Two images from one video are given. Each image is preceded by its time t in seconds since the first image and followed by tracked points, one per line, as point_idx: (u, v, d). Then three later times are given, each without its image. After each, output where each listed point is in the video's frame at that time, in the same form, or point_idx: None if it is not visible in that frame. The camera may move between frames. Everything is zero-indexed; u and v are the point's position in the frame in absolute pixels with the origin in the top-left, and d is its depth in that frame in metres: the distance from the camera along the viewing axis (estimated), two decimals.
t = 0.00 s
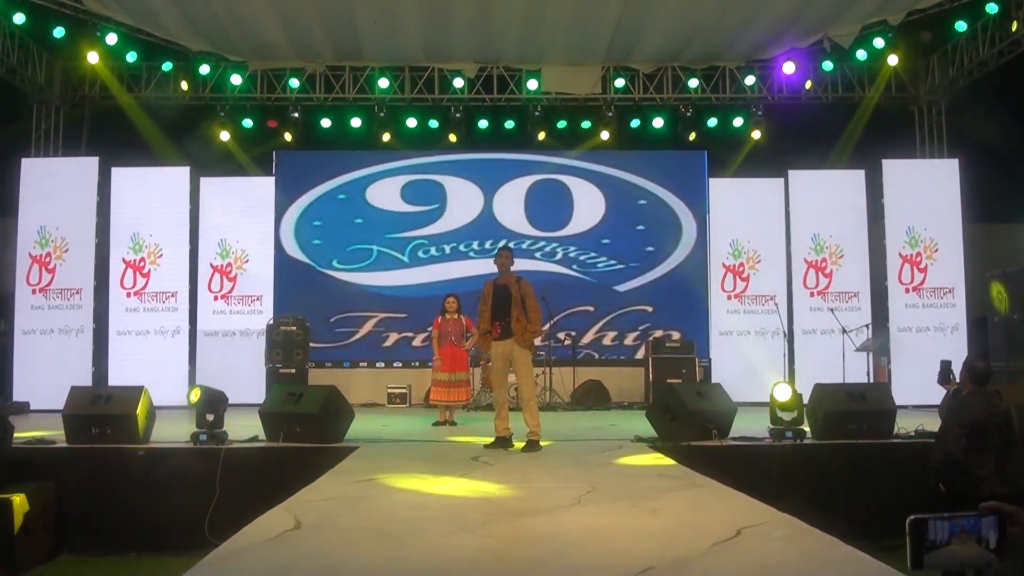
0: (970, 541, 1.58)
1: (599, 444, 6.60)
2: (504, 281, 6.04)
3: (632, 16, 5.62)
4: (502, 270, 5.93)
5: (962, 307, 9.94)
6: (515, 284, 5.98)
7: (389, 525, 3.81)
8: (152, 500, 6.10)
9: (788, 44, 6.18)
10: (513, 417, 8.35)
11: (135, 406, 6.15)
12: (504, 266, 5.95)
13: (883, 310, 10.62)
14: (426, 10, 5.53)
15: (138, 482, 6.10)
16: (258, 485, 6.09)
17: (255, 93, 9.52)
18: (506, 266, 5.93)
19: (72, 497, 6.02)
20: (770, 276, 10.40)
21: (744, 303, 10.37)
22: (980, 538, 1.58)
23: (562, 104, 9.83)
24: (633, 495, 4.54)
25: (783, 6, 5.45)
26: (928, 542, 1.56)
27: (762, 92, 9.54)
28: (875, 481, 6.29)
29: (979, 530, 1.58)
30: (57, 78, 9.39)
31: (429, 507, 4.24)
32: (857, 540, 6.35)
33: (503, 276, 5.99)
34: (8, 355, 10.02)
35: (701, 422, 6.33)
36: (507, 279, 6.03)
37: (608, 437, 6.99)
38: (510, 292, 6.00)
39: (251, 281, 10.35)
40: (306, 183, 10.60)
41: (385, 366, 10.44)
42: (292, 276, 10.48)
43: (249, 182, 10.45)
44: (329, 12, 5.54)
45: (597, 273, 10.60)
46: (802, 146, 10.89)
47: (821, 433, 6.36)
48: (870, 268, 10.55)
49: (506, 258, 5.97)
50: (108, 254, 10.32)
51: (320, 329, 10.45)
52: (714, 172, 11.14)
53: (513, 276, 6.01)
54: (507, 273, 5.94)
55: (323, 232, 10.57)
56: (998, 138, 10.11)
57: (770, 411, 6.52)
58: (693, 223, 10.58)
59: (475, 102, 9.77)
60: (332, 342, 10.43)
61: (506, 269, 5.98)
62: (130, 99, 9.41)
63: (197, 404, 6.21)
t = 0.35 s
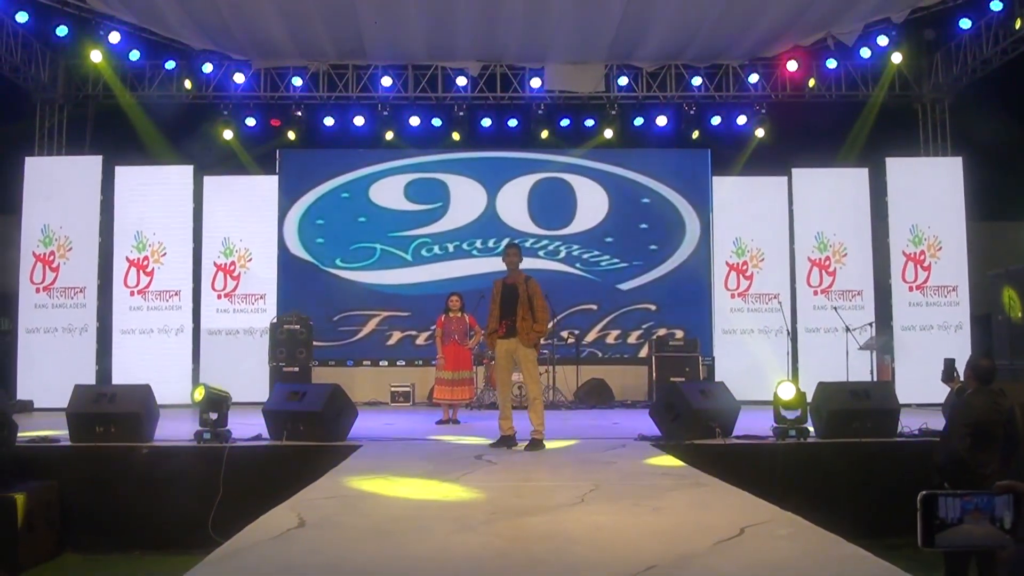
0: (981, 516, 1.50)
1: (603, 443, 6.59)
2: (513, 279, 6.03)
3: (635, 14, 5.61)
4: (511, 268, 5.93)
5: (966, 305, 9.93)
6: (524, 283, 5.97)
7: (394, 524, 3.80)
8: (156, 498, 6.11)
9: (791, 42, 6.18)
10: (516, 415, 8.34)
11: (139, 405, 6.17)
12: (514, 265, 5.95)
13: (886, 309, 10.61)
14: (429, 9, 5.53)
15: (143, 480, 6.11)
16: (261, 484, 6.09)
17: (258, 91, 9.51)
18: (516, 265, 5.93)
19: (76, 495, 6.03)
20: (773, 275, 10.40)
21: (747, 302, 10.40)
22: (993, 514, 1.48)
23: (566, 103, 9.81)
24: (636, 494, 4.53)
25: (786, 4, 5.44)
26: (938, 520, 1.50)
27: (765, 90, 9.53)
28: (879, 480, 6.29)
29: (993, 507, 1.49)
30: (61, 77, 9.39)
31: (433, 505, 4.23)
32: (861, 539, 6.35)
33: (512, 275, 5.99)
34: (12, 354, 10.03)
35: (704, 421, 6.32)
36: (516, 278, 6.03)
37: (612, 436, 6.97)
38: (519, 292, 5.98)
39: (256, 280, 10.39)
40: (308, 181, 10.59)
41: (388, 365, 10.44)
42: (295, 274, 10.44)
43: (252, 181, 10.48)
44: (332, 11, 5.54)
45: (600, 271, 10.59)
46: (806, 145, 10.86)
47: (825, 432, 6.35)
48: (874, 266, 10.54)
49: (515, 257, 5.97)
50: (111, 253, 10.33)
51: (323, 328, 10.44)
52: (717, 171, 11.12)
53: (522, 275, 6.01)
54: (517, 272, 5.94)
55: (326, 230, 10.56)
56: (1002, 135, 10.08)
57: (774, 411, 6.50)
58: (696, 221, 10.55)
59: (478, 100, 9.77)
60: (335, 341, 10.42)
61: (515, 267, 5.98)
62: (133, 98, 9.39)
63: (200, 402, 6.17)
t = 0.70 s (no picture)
0: (1017, 497, 1.53)
1: (608, 442, 6.51)
2: (513, 277, 5.94)
3: (641, 8, 5.53)
4: (512, 265, 5.84)
5: (976, 302, 9.83)
6: (525, 280, 5.89)
7: (398, 524, 3.73)
8: (156, 498, 6.05)
9: (800, 35, 6.09)
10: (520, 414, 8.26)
11: (139, 404, 6.08)
12: (515, 262, 5.86)
13: (894, 306, 10.52)
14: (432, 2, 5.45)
15: (142, 480, 6.04)
16: (262, 483, 6.03)
17: (259, 87, 9.42)
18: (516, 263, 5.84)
19: (75, 495, 5.96)
20: (780, 272, 10.30)
21: (754, 299, 10.28)
22: None
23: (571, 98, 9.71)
24: (643, 493, 4.45)
25: None
26: (973, 502, 1.55)
27: (772, 85, 9.44)
28: (890, 480, 6.20)
29: None
30: (59, 73, 9.33)
31: (437, 505, 4.16)
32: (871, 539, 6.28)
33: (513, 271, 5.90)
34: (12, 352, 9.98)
35: (710, 421, 6.24)
36: (517, 275, 5.94)
37: (617, 436, 6.89)
38: (520, 289, 5.90)
39: (257, 278, 10.31)
40: (310, 178, 10.51)
41: (391, 363, 10.37)
42: (297, 272, 10.39)
43: (253, 177, 10.40)
44: (334, 5, 5.46)
45: (605, 269, 10.50)
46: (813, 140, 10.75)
47: (833, 432, 6.25)
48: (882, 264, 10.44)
49: (515, 254, 5.87)
50: (111, 251, 10.27)
51: (325, 326, 10.38)
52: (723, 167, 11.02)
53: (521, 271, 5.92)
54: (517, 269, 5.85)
55: (329, 228, 10.49)
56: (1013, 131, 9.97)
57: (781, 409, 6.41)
58: (702, 218, 10.46)
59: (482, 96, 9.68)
60: (337, 339, 10.36)
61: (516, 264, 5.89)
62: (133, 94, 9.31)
63: (204, 400, 6.15)
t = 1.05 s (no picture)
0: None
1: (612, 443, 6.46)
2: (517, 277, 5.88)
3: (645, 5, 5.48)
4: (515, 265, 5.77)
5: (982, 302, 9.75)
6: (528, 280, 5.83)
7: (399, 524, 3.68)
8: (153, 499, 5.98)
9: (805, 34, 6.03)
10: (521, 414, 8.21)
11: (138, 405, 6.05)
12: (518, 262, 5.78)
13: (900, 306, 10.45)
14: None
15: (140, 481, 5.98)
16: (260, 483, 5.97)
17: (259, 86, 9.38)
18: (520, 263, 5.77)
19: (72, 495, 5.90)
20: (785, 271, 10.22)
21: (758, 299, 10.20)
22: None
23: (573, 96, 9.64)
24: (647, 494, 4.40)
25: None
26: (1013, 506, 1.61)
27: (777, 83, 9.37)
28: (899, 483, 6.11)
29: None
30: (57, 71, 9.28)
31: (438, 506, 4.10)
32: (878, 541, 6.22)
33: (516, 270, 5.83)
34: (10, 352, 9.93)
35: (714, 421, 6.19)
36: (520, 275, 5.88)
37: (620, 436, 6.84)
38: (523, 289, 5.84)
39: (257, 278, 10.25)
40: (311, 177, 10.47)
41: (392, 363, 10.33)
42: (298, 272, 10.35)
43: (252, 175, 10.32)
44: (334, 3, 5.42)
45: (608, 268, 10.44)
46: (817, 139, 10.66)
47: (838, 433, 6.20)
48: (889, 263, 10.36)
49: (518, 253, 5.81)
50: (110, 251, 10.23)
51: (326, 327, 10.33)
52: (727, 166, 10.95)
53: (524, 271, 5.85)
54: (520, 268, 5.78)
55: (329, 227, 10.44)
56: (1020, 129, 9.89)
57: (786, 409, 6.35)
58: (706, 218, 10.40)
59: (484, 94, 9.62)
60: (339, 339, 10.31)
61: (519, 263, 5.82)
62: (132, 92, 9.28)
63: (205, 401, 6.10)
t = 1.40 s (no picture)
0: None
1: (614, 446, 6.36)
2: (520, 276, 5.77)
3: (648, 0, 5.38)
4: (518, 264, 5.66)
5: (992, 302, 9.64)
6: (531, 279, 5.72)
7: (397, 528, 3.59)
8: (148, 503, 5.89)
9: (811, 29, 5.93)
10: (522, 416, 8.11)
11: (134, 408, 5.97)
12: (520, 261, 5.67)
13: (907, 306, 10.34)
14: None
15: (135, 484, 5.89)
16: (257, 487, 5.88)
17: (259, 82, 9.31)
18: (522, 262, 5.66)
19: (67, 499, 5.81)
20: (791, 271, 10.10)
21: (763, 299, 10.09)
22: None
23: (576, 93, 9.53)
24: (649, 497, 4.29)
25: None
26: None
27: (782, 79, 9.25)
28: (910, 488, 5.98)
29: None
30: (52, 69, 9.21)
31: (436, 510, 4.00)
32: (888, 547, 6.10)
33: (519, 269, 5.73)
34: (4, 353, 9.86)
35: (719, 424, 6.07)
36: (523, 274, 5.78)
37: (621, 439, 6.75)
38: (525, 288, 5.73)
39: (255, 278, 10.16)
40: (310, 175, 10.38)
41: (392, 364, 10.23)
42: (297, 272, 10.25)
43: (251, 174, 10.25)
44: None
45: (611, 268, 10.33)
46: (822, 137, 10.52)
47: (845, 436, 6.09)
48: (896, 262, 10.24)
49: (521, 252, 5.71)
50: (105, 251, 10.14)
51: (325, 327, 10.24)
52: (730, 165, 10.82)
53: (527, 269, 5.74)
54: (523, 267, 5.67)
55: (329, 226, 10.35)
56: None
57: (792, 411, 6.24)
58: (710, 217, 10.28)
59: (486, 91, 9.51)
60: (339, 340, 10.22)
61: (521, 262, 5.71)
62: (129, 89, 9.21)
63: (205, 403, 6.01)
